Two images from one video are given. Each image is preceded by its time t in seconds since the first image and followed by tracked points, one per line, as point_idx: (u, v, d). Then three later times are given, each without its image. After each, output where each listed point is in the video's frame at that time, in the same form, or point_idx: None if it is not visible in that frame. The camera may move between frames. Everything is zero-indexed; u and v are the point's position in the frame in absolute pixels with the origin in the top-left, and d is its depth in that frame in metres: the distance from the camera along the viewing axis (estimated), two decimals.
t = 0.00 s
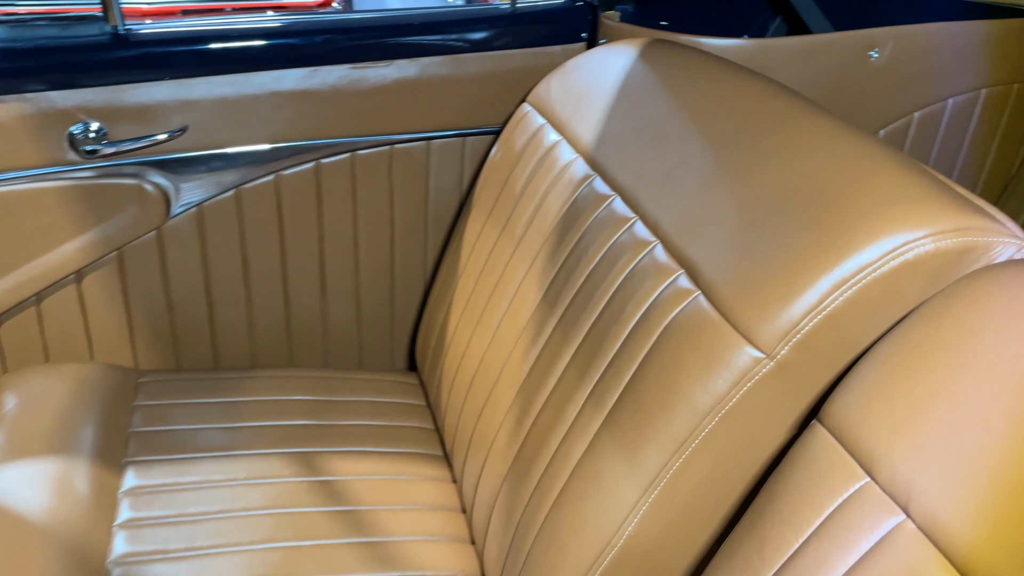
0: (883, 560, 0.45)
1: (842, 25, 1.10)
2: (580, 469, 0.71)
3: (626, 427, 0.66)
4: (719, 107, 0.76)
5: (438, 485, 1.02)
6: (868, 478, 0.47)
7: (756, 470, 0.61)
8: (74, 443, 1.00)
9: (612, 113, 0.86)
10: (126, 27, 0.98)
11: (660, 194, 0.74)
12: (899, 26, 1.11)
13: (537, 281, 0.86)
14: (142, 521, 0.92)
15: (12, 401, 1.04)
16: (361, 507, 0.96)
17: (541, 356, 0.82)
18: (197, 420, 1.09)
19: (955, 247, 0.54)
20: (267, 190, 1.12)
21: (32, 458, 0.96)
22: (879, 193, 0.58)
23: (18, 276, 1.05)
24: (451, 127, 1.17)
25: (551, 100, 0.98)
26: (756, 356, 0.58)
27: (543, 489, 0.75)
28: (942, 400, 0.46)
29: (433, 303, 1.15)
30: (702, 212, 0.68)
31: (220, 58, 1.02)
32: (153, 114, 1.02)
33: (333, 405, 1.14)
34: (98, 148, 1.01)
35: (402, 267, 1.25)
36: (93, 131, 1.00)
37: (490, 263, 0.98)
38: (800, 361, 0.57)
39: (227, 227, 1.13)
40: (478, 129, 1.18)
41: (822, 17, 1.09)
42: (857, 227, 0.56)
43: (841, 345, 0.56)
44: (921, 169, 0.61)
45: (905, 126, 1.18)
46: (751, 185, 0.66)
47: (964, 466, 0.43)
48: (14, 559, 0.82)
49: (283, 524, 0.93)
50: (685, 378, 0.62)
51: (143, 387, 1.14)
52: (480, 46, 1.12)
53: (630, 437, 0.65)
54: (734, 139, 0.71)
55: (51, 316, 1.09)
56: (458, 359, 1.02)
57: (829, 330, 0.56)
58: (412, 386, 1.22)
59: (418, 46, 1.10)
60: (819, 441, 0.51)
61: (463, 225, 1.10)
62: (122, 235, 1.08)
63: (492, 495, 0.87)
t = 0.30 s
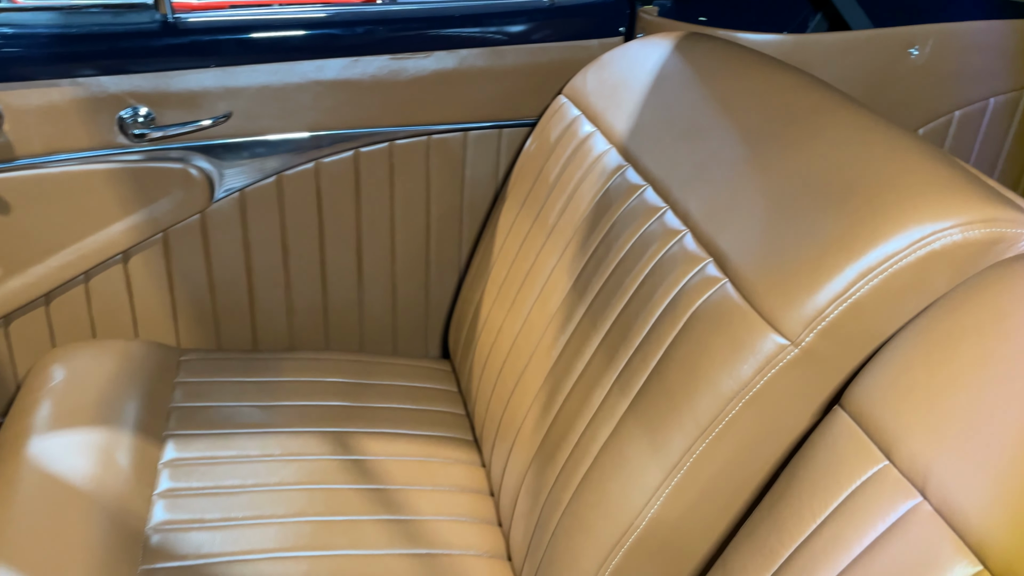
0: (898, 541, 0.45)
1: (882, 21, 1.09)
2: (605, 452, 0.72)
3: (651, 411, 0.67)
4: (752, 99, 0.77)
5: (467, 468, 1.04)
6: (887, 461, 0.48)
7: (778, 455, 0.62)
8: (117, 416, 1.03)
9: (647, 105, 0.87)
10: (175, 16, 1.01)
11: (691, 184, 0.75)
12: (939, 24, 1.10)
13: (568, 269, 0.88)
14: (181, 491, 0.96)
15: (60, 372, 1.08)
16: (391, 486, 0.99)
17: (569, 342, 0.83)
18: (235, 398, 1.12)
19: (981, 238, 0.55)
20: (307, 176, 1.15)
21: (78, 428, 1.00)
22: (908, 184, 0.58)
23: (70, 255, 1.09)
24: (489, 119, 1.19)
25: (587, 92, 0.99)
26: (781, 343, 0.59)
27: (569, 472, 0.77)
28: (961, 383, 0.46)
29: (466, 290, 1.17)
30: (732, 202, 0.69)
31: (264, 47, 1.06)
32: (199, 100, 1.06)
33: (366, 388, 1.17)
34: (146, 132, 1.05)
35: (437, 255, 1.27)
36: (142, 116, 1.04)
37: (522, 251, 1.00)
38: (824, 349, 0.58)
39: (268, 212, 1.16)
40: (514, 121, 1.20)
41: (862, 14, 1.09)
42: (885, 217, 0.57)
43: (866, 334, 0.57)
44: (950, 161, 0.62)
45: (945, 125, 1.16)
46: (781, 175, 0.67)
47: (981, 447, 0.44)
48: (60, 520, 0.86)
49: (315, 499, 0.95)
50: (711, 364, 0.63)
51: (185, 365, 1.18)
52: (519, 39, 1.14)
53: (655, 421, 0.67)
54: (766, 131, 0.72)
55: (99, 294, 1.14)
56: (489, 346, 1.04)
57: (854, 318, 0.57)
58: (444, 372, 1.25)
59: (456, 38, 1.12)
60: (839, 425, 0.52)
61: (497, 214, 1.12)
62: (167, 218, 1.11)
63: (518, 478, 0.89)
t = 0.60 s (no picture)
0: (910, 521, 0.46)
1: (919, 17, 1.08)
2: (628, 435, 0.74)
3: (673, 395, 0.69)
4: (782, 90, 0.78)
5: (493, 450, 1.07)
6: (902, 445, 0.49)
7: (797, 441, 0.63)
8: (156, 390, 1.07)
9: (678, 96, 0.88)
10: (220, 5, 1.05)
11: (719, 174, 0.76)
12: (977, 21, 1.09)
13: (596, 257, 0.89)
14: (216, 464, 0.99)
15: (103, 347, 1.12)
16: (418, 465, 1.02)
17: (595, 328, 0.85)
18: (270, 377, 1.15)
19: (1003, 228, 0.56)
20: (343, 163, 1.18)
21: (119, 400, 1.03)
22: (934, 176, 0.59)
23: (115, 235, 1.13)
24: (522, 110, 1.21)
25: (620, 84, 1.01)
26: (803, 330, 0.60)
27: (592, 455, 0.79)
28: (978, 369, 0.47)
29: (496, 278, 1.19)
30: (759, 191, 0.70)
31: (305, 37, 1.09)
32: (242, 88, 1.09)
33: (396, 371, 1.20)
34: (190, 118, 1.08)
35: (468, 244, 1.29)
36: (187, 102, 1.07)
37: (552, 240, 1.02)
38: (845, 336, 0.59)
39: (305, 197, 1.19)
40: (548, 113, 1.22)
41: (899, 9, 1.08)
42: (910, 208, 0.58)
43: (887, 322, 0.58)
44: (976, 153, 0.63)
45: (981, 122, 1.14)
46: (808, 165, 0.67)
47: (997, 430, 0.45)
48: (101, 486, 0.90)
49: (344, 475, 0.98)
50: (733, 350, 0.64)
51: (222, 344, 1.21)
52: (555, 31, 1.16)
53: (677, 405, 0.68)
54: (795, 122, 0.73)
55: (141, 274, 1.18)
56: (518, 332, 1.06)
57: (875, 306, 0.57)
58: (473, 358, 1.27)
59: (492, 30, 1.14)
60: (858, 409, 0.53)
61: (528, 204, 1.14)
62: (209, 202, 1.15)
63: (543, 461, 0.91)
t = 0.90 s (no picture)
0: (922, 498, 0.48)
1: (953, 12, 1.08)
2: (649, 417, 0.75)
3: (694, 377, 0.70)
4: (811, 81, 0.78)
5: (517, 434, 1.09)
6: (916, 424, 0.50)
7: (816, 424, 0.64)
8: (192, 366, 1.11)
9: (708, 87, 0.89)
10: None
11: (746, 163, 0.77)
12: (1012, 17, 1.09)
13: (622, 245, 0.91)
14: (248, 438, 1.02)
15: (141, 325, 1.16)
16: (444, 446, 1.04)
17: (619, 314, 0.86)
18: (301, 357, 1.19)
19: None
20: (377, 150, 1.20)
21: (156, 374, 1.07)
22: (957, 165, 0.60)
23: (155, 217, 1.17)
24: (553, 101, 1.22)
25: (650, 75, 1.02)
26: (824, 314, 0.61)
27: (613, 437, 0.80)
28: (993, 352, 0.48)
29: (524, 266, 1.21)
30: (784, 179, 0.71)
31: (342, 26, 1.12)
32: (280, 75, 1.12)
33: (424, 355, 1.22)
34: (230, 104, 1.11)
35: (498, 232, 1.32)
36: (227, 88, 1.11)
37: (580, 228, 1.03)
38: (865, 322, 0.60)
39: (339, 183, 1.22)
40: (579, 104, 1.23)
41: (931, 4, 1.08)
42: (932, 196, 0.59)
43: (907, 308, 0.59)
44: (1001, 144, 0.63)
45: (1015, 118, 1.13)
46: (834, 154, 0.68)
47: (1008, 408, 0.45)
48: (138, 455, 0.93)
49: (372, 452, 1.01)
50: (755, 334, 0.65)
51: (256, 324, 1.25)
52: (588, 23, 1.18)
53: (698, 387, 0.69)
54: (823, 112, 0.74)
55: (180, 255, 1.22)
56: (544, 318, 1.07)
57: (896, 292, 0.58)
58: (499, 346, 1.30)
59: (526, 22, 1.16)
60: (874, 390, 0.54)
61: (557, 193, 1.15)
62: (246, 186, 1.18)
63: (566, 444, 0.92)
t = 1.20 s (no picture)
0: (928, 479, 0.48)
1: (981, 7, 1.08)
2: (664, 401, 0.76)
3: (710, 362, 0.71)
4: (833, 72, 0.79)
5: (536, 419, 1.11)
6: (926, 406, 0.51)
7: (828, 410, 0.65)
8: (220, 345, 1.14)
9: (731, 77, 0.90)
10: None
11: (767, 152, 0.78)
12: None
13: (643, 233, 0.92)
14: (273, 415, 1.05)
15: (172, 305, 1.19)
16: (463, 428, 1.06)
17: (638, 300, 0.88)
18: (326, 339, 1.21)
19: None
20: (403, 138, 1.23)
21: (185, 352, 1.10)
22: (975, 154, 0.60)
23: (187, 200, 1.20)
24: (579, 92, 1.24)
25: (675, 66, 1.03)
26: (839, 300, 0.61)
27: (629, 420, 0.82)
28: (1004, 336, 0.48)
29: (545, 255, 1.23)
30: (803, 168, 0.72)
31: (371, 15, 1.14)
32: (311, 63, 1.14)
33: (445, 341, 1.25)
34: (261, 90, 1.14)
35: (521, 222, 1.33)
36: (259, 75, 1.13)
37: (601, 216, 1.04)
38: (879, 308, 0.60)
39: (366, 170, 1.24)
40: (603, 95, 1.25)
41: None
42: (950, 183, 0.59)
43: (922, 295, 0.59)
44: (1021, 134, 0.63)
45: None
46: (853, 143, 0.69)
47: (1016, 390, 0.46)
48: (167, 428, 0.96)
49: (392, 433, 1.03)
50: (770, 320, 0.66)
51: (282, 307, 1.28)
52: (615, 15, 1.19)
53: (713, 372, 0.70)
54: (844, 102, 0.74)
55: (210, 238, 1.25)
56: (564, 305, 1.09)
57: (911, 279, 0.59)
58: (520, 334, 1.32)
59: (553, 13, 1.18)
60: (886, 374, 0.54)
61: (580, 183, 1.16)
62: (275, 172, 1.21)
63: (583, 428, 0.94)
